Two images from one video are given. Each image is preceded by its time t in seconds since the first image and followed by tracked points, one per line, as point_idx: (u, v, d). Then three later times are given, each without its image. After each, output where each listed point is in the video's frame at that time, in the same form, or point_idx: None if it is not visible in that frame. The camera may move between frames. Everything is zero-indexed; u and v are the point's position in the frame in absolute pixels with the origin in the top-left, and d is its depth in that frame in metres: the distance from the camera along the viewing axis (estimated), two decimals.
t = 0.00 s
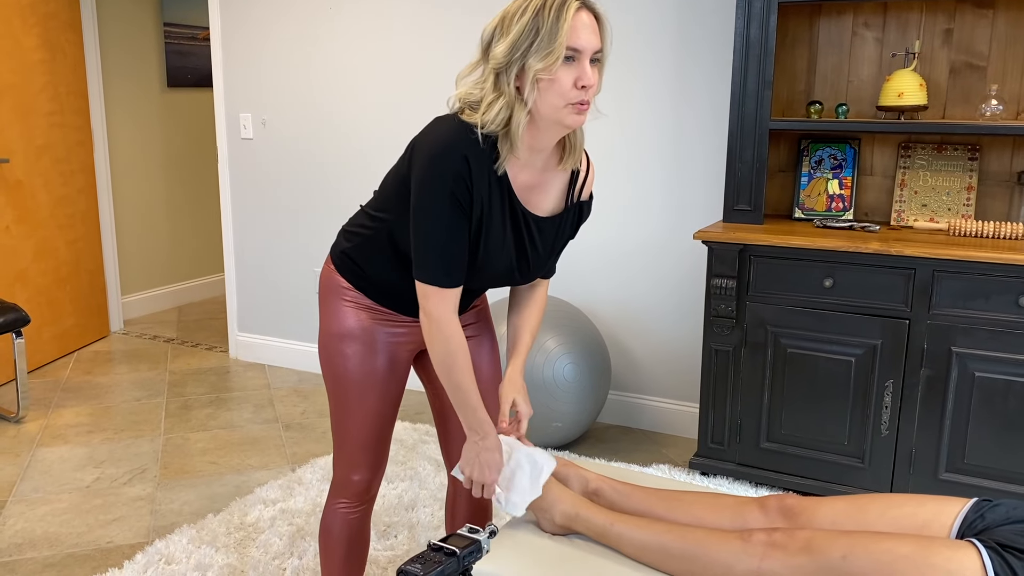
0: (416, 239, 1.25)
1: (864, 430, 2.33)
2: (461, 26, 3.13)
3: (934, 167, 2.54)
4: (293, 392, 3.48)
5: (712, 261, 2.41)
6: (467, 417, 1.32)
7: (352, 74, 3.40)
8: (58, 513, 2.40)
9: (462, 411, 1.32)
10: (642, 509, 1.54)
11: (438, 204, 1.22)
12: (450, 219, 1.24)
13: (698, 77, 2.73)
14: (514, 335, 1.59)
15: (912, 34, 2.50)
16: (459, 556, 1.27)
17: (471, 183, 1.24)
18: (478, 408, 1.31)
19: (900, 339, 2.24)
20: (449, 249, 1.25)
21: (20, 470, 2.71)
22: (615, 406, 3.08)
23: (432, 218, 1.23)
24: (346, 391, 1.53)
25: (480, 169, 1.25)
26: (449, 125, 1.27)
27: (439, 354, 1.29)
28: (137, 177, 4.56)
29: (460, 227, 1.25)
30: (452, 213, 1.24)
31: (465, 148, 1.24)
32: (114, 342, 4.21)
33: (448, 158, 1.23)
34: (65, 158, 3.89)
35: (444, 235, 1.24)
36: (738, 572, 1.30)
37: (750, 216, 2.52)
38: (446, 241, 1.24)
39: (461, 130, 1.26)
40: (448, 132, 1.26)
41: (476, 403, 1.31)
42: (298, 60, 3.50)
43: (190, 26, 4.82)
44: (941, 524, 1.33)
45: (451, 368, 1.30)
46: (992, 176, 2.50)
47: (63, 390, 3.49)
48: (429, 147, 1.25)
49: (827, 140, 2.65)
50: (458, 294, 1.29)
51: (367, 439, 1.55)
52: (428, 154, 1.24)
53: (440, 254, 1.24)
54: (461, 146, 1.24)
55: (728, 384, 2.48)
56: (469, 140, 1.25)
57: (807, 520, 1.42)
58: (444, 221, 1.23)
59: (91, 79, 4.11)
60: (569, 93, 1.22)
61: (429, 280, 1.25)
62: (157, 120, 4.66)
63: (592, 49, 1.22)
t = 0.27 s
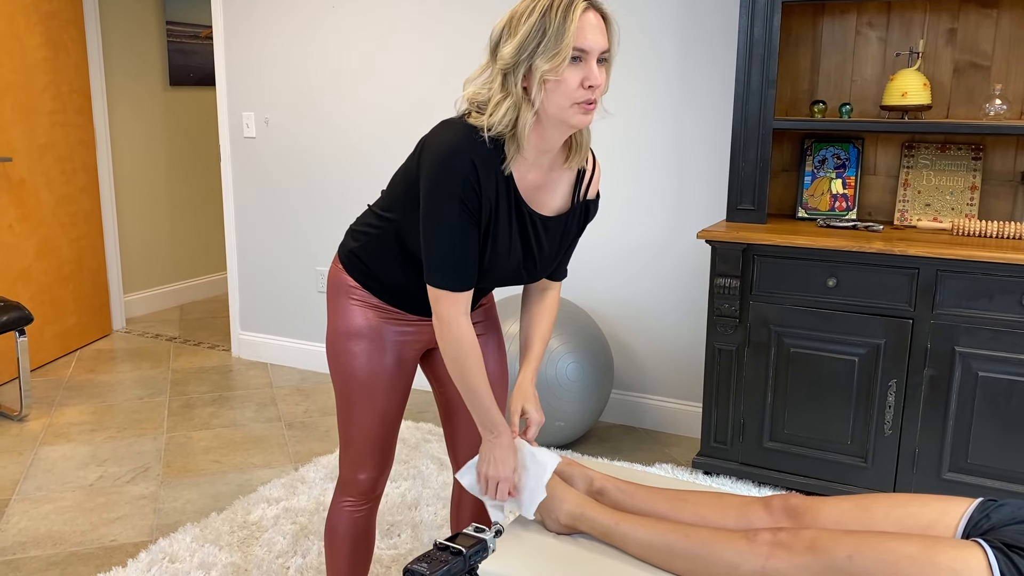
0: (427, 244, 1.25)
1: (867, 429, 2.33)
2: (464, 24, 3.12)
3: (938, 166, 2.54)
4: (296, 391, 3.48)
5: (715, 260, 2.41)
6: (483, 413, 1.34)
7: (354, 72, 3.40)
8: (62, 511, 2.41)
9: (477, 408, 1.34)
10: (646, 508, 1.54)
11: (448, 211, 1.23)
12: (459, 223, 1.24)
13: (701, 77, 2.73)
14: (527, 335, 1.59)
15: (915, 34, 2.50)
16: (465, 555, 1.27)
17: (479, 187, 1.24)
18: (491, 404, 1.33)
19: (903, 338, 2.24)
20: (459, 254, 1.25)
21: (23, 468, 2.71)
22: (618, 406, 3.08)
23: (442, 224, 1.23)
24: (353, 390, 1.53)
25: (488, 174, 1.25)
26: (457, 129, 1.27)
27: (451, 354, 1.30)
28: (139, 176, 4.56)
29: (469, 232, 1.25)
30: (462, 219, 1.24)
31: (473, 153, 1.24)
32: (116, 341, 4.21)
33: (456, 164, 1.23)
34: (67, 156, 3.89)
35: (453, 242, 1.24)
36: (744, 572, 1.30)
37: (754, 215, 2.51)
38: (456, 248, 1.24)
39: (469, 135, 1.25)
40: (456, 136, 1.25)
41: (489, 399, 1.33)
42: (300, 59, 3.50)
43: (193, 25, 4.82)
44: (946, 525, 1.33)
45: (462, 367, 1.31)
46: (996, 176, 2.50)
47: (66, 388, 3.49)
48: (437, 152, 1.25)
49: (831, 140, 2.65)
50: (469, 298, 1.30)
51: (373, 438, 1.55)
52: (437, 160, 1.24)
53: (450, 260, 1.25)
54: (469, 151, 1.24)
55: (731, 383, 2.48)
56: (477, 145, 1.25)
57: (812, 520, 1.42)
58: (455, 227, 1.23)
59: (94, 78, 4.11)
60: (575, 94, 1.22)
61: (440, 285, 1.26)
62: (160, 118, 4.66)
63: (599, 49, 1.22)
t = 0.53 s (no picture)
0: (432, 231, 1.25)
1: (869, 429, 2.33)
2: (465, 24, 3.12)
3: (939, 166, 2.54)
4: (297, 389, 3.48)
5: (716, 260, 2.41)
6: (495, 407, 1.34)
7: (355, 72, 3.40)
8: (64, 510, 2.41)
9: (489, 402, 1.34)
10: (648, 508, 1.54)
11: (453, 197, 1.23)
12: (465, 210, 1.24)
13: (703, 77, 2.73)
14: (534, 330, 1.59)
15: (917, 33, 2.50)
16: (467, 554, 1.27)
17: (484, 173, 1.24)
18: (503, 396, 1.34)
19: (905, 338, 2.24)
20: (465, 239, 1.25)
21: (25, 467, 2.71)
22: (619, 405, 3.09)
23: (447, 210, 1.23)
24: (355, 389, 1.53)
25: (493, 160, 1.25)
26: (460, 115, 1.27)
27: (463, 347, 1.31)
28: (141, 174, 4.57)
29: (474, 219, 1.25)
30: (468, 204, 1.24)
31: (478, 139, 1.24)
32: (118, 340, 4.21)
33: (461, 150, 1.23)
34: (69, 155, 3.90)
35: (459, 227, 1.24)
36: (745, 571, 1.30)
37: (755, 215, 2.51)
38: (461, 232, 1.24)
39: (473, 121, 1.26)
40: (459, 122, 1.26)
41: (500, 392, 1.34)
42: (302, 58, 3.50)
43: (194, 24, 4.83)
44: (948, 524, 1.33)
45: (474, 359, 1.31)
46: (997, 175, 2.50)
47: (68, 387, 3.49)
48: (441, 140, 1.25)
49: (832, 140, 2.65)
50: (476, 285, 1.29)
51: (375, 437, 1.55)
52: (441, 147, 1.24)
53: (455, 245, 1.24)
54: (474, 136, 1.24)
55: (732, 383, 2.48)
56: (481, 131, 1.25)
57: (814, 520, 1.42)
58: (460, 212, 1.23)
59: (95, 77, 4.11)
60: (572, 80, 1.22)
61: (447, 270, 1.26)
62: (161, 117, 4.66)
63: (597, 38, 1.22)
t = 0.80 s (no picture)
0: (438, 224, 1.24)
1: (869, 429, 2.33)
2: (466, 23, 3.12)
3: (940, 166, 2.54)
4: (298, 389, 3.49)
5: (717, 259, 2.41)
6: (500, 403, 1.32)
7: (356, 72, 3.40)
8: (65, 509, 2.41)
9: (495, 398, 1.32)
10: (649, 508, 1.54)
11: (458, 186, 1.22)
12: (470, 198, 1.23)
13: (704, 77, 2.73)
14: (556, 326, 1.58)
15: (918, 33, 2.50)
16: (469, 554, 1.26)
17: (488, 162, 1.24)
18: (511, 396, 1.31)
19: (906, 338, 2.24)
20: (470, 228, 1.23)
21: (26, 466, 2.71)
22: (619, 405, 3.09)
23: (452, 197, 1.22)
24: (355, 387, 1.53)
25: (495, 151, 1.25)
26: (462, 108, 1.27)
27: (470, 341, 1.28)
28: (142, 174, 4.57)
29: (480, 208, 1.24)
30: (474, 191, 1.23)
31: (480, 129, 1.24)
32: (118, 339, 4.21)
33: (465, 139, 1.22)
34: (70, 155, 3.90)
35: (466, 216, 1.22)
36: (746, 571, 1.30)
37: (756, 215, 2.51)
38: (468, 222, 1.23)
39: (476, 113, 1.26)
40: (462, 114, 1.26)
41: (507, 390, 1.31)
42: (303, 57, 3.50)
43: (195, 24, 4.83)
44: (948, 524, 1.33)
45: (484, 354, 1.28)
46: (998, 175, 2.50)
47: (69, 386, 3.50)
48: (444, 132, 1.24)
49: (833, 139, 2.65)
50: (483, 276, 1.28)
51: (375, 436, 1.55)
52: (445, 137, 1.23)
53: (463, 236, 1.23)
54: (477, 126, 1.24)
55: (733, 382, 2.48)
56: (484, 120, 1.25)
57: (814, 519, 1.42)
58: (466, 199, 1.22)
59: (96, 76, 4.11)
60: (587, 79, 1.24)
61: (455, 261, 1.24)
62: (162, 116, 4.67)
63: (603, 34, 1.25)
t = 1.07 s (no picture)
0: (414, 232, 1.26)
1: (870, 429, 2.32)
2: (467, 23, 3.12)
3: (941, 166, 2.54)
4: (298, 389, 3.49)
5: (718, 259, 2.41)
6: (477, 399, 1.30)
7: (356, 72, 3.40)
8: (65, 509, 2.41)
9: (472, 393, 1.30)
10: (650, 508, 1.53)
11: (438, 197, 1.23)
12: (449, 211, 1.24)
13: (705, 78, 2.73)
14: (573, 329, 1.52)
15: (919, 33, 2.50)
16: (469, 554, 1.26)
17: (472, 174, 1.25)
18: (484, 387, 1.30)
19: (907, 338, 2.24)
20: (448, 239, 1.25)
21: (26, 466, 2.71)
22: (620, 405, 3.08)
23: (431, 209, 1.24)
24: (355, 387, 1.53)
25: (484, 162, 1.25)
26: (455, 117, 1.28)
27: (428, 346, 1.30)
28: (142, 173, 4.56)
29: (460, 219, 1.26)
30: (454, 203, 1.24)
31: (468, 141, 1.24)
32: (118, 339, 4.21)
33: (450, 151, 1.24)
34: (70, 155, 3.90)
35: (442, 228, 1.24)
36: (747, 571, 1.30)
37: (756, 215, 2.51)
38: (445, 234, 1.25)
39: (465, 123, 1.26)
40: (453, 122, 1.27)
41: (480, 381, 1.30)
42: (303, 57, 3.50)
43: (196, 24, 4.82)
44: (950, 524, 1.33)
45: (450, 354, 1.29)
46: (1000, 175, 2.50)
47: (69, 386, 3.49)
48: (433, 141, 1.26)
49: (834, 139, 2.65)
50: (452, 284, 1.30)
51: (374, 436, 1.55)
52: (433, 147, 1.25)
53: (439, 247, 1.25)
54: (465, 139, 1.24)
55: (734, 383, 2.48)
56: (475, 132, 1.25)
57: (815, 520, 1.42)
58: (444, 210, 1.24)
59: (96, 76, 4.11)
60: (584, 81, 1.23)
61: (428, 271, 1.26)
62: (163, 116, 4.67)
63: (595, 33, 1.24)
